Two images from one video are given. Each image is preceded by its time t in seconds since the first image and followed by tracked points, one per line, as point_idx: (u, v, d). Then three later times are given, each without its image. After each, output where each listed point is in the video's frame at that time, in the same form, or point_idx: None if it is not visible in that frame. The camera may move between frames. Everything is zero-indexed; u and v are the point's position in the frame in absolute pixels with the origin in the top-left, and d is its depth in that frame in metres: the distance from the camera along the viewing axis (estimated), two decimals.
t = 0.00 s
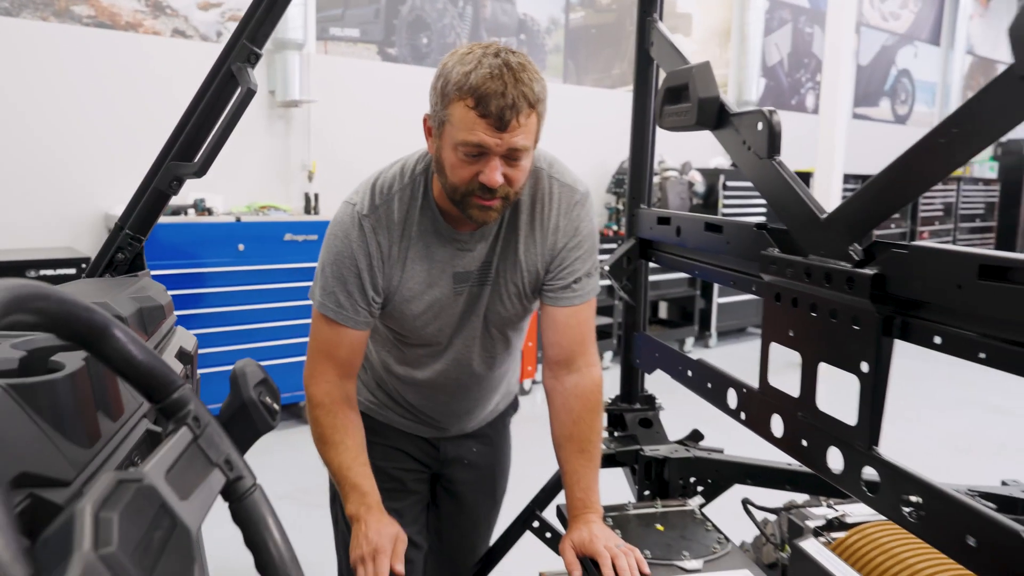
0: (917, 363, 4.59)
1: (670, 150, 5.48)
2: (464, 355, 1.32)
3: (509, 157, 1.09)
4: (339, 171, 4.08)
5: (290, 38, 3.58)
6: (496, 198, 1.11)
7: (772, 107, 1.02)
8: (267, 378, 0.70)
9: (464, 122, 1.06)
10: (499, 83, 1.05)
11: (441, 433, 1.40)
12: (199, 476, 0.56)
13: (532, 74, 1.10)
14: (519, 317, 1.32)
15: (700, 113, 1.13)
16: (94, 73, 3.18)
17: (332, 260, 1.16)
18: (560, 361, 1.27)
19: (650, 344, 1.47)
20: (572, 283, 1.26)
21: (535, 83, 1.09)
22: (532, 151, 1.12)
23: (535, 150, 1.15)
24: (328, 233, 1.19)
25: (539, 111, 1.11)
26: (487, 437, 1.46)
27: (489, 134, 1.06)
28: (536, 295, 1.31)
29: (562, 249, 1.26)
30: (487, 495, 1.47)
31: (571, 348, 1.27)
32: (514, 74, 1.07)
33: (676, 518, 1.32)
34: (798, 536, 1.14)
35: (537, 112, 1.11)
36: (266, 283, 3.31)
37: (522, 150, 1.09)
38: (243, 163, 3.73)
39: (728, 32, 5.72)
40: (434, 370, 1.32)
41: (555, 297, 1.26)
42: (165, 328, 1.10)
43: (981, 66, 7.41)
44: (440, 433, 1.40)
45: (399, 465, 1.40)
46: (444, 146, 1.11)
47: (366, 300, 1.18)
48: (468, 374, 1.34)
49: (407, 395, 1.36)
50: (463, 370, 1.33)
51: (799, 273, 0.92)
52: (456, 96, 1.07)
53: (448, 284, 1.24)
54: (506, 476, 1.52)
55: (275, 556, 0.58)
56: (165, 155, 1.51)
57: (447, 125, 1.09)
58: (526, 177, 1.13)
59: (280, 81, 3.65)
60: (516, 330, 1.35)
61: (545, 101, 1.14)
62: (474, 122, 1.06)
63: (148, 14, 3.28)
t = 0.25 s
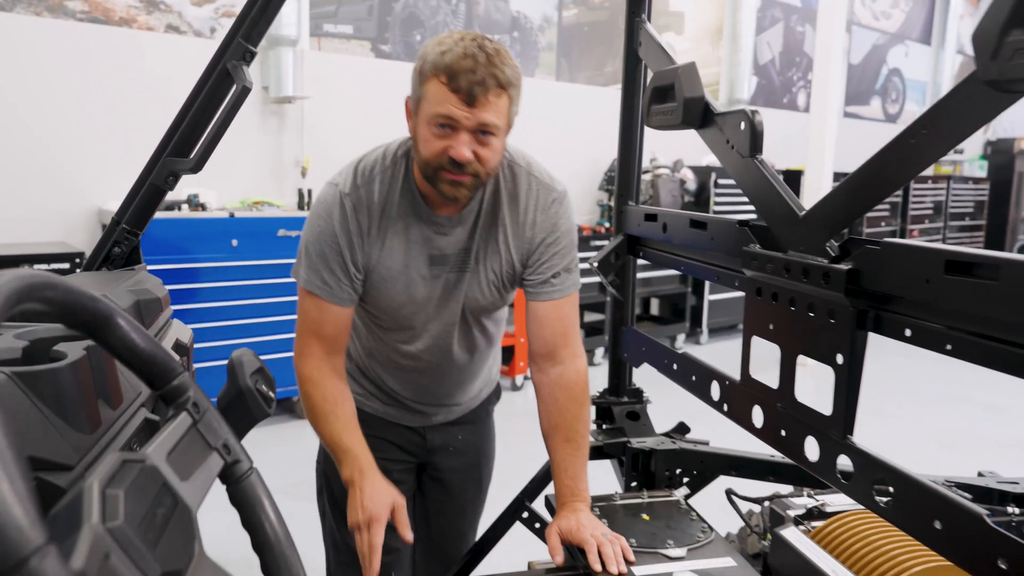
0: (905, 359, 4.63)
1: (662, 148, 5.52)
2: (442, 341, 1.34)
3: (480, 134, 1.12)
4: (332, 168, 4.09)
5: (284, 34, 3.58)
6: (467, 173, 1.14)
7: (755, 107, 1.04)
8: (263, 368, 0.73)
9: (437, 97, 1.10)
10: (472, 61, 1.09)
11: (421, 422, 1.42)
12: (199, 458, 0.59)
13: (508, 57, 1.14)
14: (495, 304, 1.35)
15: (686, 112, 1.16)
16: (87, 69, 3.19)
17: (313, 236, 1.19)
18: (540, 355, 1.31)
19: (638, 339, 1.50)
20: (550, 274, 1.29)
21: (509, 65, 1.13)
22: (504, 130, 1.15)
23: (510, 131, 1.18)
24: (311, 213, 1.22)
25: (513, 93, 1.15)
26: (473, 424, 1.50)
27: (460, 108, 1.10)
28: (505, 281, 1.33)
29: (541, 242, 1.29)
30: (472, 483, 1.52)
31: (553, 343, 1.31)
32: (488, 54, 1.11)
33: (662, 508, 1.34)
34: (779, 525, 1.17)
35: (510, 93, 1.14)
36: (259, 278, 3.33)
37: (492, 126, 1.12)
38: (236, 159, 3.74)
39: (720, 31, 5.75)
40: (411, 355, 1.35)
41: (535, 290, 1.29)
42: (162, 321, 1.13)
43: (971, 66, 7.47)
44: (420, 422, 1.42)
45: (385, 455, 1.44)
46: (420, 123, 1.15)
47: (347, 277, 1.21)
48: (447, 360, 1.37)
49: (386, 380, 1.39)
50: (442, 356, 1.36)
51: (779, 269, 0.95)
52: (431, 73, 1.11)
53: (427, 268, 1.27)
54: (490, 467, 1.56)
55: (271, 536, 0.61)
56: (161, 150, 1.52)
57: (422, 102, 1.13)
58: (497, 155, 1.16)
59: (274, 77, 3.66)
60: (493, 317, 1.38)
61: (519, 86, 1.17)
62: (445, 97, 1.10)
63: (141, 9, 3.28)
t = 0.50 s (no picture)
0: (900, 355, 4.66)
1: (657, 145, 5.55)
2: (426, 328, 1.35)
3: (435, 115, 1.17)
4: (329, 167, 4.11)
5: (280, 34, 3.60)
6: (422, 152, 1.18)
7: (738, 106, 1.07)
8: (255, 362, 0.75)
9: (403, 76, 1.16)
10: (436, 44, 1.16)
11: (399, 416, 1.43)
12: (194, 449, 0.61)
13: (475, 47, 1.20)
14: (479, 297, 1.36)
15: (673, 111, 1.18)
16: (83, 70, 3.20)
17: (295, 219, 1.22)
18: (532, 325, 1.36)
19: (629, 334, 1.52)
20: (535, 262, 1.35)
21: (474, 54, 1.19)
22: (464, 113, 1.19)
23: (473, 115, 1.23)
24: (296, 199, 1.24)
25: (477, 80, 1.20)
26: (464, 418, 1.52)
27: (417, 86, 1.16)
28: (500, 272, 1.38)
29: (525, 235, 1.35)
30: (465, 477, 1.54)
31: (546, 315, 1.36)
32: (454, 41, 1.17)
33: (652, 501, 1.37)
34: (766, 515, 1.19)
35: (474, 82, 1.19)
36: (257, 278, 3.35)
37: (447, 108, 1.16)
38: (233, 159, 3.76)
39: (715, 28, 5.75)
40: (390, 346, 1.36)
41: (524, 277, 1.35)
42: (159, 318, 1.14)
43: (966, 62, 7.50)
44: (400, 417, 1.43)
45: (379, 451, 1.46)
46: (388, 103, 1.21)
47: (327, 259, 1.24)
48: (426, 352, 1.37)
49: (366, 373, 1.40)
50: (421, 347, 1.37)
51: (762, 264, 0.97)
52: (401, 56, 1.17)
53: (407, 256, 1.29)
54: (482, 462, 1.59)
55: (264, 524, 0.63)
56: (157, 152, 1.54)
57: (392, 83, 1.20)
58: (456, 141, 1.20)
59: (270, 77, 3.67)
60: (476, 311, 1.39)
61: (487, 77, 1.22)
62: (410, 77, 1.16)
63: (137, 10, 3.29)
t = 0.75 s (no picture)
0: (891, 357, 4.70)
1: (654, 146, 5.59)
2: (414, 307, 1.42)
3: (428, 104, 1.23)
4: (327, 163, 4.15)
5: (279, 30, 3.63)
6: (419, 141, 1.24)
7: (714, 111, 1.10)
8: (237, 350, 0.79)
9: (389, 72, 1.21)
10: (419, 38, 1.20)
11: (393, 404, 1.47)
12: (173, 430, 0.65)
13: (454, 36, 1.25)
14: (466, 277, 1.44)
15: (652, 115, 1.22)
16: (84, 63, 3.23)
17: (283, 209, 1.28)
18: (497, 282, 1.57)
19: (610, 331, 1.55)
20: (514, 239, 1.50)
21: (454, 43, 1.24)
22: (451, 101, 1.25)
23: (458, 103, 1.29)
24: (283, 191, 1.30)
25: (459, 68, 1.26)
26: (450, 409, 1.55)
27: (409, 81, 1.21)
28: (488, 251, 1.49)
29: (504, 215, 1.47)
30: (450, 469, 1.58)
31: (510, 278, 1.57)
32: (435, 33, 1.23)
33: (630, 494, 1.40)
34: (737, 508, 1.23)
35: (457, 70, 1.25)
36: (253, 271, 3.38)
37: (439, 97, 1.22)
38: (232, 153, 3.79)
39: (714, 29, 5.77)
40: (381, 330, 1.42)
41: (506, 258, 1.52)
42: (150, 309, 1.18)
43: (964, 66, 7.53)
44: (394, 405, 1.47)
45: (368, 442, 1.48)
46: (375, 98, 1.25)
47: (314, 245, 1.30)
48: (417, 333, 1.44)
49: (358, 361, 1.45)
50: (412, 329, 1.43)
51: (732, 264, 1.01)
52: (384, 51, 1.22)
53: (394, 239, 1.36)
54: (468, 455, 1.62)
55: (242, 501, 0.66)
56: (151, 145, 1.57)
57: (376, 78, 1.24)
58: (447, 128, 1.26)
59: (269, 73, 3.70)
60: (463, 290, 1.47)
61: (466, 65, 1.28)
62: (397, 71, 1.21)
63: (137, 4, 3.32)
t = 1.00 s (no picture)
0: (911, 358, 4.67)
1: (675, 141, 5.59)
2: (418, 291, 1.46)
3: (414, 92, 1.28)
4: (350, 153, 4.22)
5: (304, 22, 3.70)
6: (403, 127, 1.29)
7: (708, 107, 1.14)
8: (244, 325, 0.86)
9: (381, 60, 1.29)
10: (408, 28, 1.26)
11: (399, 385, 1.53)
12: (182, 395, 0.71)
13: (446, 27, 1.30)
14: (469, 260, 1.48)
15: (652, 111, 1.26)
16: (116, 51, 3.34)
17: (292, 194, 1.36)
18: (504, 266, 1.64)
19: (612, 320, 1.60)
20: (517, 221, 1.55)
21: (444, 33, 1.29)
22: (438, 90, 1.30)
23: (449, 94, 1.33)
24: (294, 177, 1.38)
25: (449, 59, 1.30)
26: (456, 392, 1.61)
27: (396, 68, 1.27)
28: (491, 234, 1.53)
29: (507, 199, 1.51)
30: (454, 451, 1.63)
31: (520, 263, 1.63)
32: (426, 24, 1.28)
33: (626, 478, 1.44)
34: (726, 493, 1.26)
35: (446, 60, 1.30)
36: (274, 257, 3.47)
37: (423, 85, 1.27)
38: (257, 142, 3.88)
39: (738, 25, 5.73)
40: (386, 313, 1.47)
41: (510, 240, 1.57)
42: (170, 288, 1.25)
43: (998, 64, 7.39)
44: (400, 386, 1.53)
45: (375, 421, 1.54)
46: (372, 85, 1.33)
47: (320, 228, 1.37)
48: (421, 314, 1.48)
49: (365, 342, 1.51)
50: (416, 311, 1.48)
51: (719, 256, 1.04)
52: (379, 41, 1.29)
53: (397, 223, 1.41)
54: (473, 437, 1.68)
55: (242, 463, 0.73)
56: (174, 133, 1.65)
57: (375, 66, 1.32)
58: (433, 115, 1.30)
59: (294, 63, 3.78)
60: (467, 273, 1.51)
61: (459, 56, 1.32)
62: (388, 59, 1.28)
63: None
